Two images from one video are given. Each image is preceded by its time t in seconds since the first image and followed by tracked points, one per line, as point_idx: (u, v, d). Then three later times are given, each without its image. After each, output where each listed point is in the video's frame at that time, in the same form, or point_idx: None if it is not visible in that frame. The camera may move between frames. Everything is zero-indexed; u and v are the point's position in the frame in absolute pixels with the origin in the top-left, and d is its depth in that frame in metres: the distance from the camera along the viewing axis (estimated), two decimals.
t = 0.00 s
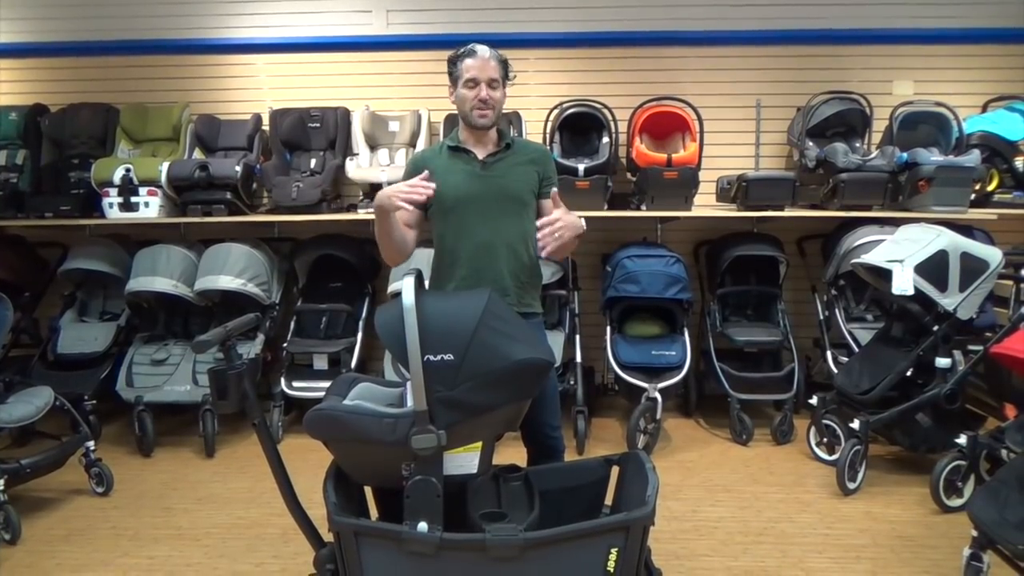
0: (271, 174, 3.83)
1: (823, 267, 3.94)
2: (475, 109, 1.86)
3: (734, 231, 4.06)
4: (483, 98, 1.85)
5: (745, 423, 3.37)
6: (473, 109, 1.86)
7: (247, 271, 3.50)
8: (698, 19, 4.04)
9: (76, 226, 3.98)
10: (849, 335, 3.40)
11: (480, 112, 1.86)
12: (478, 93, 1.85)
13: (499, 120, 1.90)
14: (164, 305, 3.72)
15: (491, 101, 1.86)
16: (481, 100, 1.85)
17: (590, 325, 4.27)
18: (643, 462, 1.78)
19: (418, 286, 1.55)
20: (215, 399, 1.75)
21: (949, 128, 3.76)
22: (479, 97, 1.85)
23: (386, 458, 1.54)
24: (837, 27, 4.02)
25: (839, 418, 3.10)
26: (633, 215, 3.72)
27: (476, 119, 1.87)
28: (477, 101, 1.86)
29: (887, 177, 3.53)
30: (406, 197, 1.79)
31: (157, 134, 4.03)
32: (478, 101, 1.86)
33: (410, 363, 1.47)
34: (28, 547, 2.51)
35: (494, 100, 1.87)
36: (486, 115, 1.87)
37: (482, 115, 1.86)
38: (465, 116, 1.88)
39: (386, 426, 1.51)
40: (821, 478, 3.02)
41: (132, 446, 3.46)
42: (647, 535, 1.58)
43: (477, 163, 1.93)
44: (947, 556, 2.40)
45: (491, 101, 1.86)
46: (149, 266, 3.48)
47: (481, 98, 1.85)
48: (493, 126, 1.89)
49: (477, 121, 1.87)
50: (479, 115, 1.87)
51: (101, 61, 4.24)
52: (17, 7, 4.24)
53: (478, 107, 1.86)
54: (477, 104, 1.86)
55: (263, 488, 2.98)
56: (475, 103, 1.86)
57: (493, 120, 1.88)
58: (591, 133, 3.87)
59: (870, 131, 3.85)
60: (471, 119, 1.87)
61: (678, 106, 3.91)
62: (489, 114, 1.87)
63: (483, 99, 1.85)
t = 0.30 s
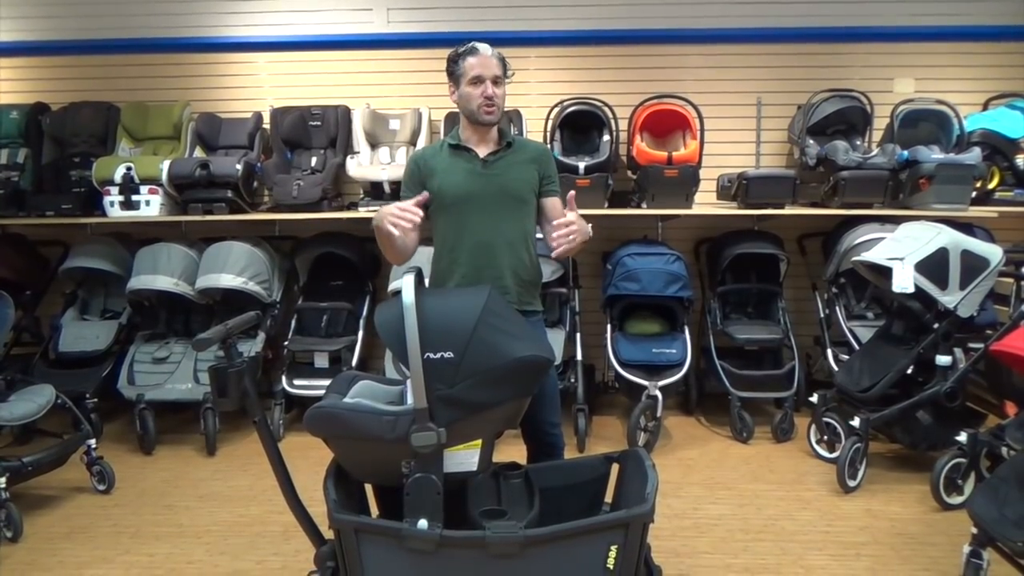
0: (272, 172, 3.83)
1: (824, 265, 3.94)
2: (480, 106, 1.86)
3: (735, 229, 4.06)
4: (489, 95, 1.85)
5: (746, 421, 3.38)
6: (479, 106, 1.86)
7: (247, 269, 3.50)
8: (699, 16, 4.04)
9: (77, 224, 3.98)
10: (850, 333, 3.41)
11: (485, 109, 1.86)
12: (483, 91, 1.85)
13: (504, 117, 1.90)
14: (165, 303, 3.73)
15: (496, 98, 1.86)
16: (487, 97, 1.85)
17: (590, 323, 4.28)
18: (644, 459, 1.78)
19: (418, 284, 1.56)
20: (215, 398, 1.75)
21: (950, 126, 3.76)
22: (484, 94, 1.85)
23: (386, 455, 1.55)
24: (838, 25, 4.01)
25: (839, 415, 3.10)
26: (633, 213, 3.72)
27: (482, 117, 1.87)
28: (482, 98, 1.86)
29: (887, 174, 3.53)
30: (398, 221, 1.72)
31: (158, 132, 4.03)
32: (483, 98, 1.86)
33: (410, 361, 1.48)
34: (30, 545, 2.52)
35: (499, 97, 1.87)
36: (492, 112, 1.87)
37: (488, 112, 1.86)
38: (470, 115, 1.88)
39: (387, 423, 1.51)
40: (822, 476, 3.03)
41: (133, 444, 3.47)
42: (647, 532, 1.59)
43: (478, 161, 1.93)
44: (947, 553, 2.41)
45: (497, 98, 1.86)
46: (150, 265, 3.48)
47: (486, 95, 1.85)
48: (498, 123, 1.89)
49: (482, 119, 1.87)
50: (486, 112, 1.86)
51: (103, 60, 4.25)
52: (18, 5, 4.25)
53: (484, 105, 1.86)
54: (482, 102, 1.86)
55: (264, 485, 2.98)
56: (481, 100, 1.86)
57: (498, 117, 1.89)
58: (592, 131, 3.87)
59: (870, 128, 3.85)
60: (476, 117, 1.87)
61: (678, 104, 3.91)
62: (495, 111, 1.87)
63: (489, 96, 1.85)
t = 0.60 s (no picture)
0: (272, 171, 3.84)
1: (824, 262, 3.94)
2: (482, 105, 1.86)
3: (735, 226, 4.07)
4: (490, 94, 1.85)
5: (747, 418, 3.38)
6: (480, 106, 1.86)
7: (248, 269, 3.51)
8: (698, 14, 4.04)
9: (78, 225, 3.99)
10: (850, 330, 3.41)
11: (487, 109, 1.86)
12: (485, 90, 1.85)
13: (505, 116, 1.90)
14: (166, 303, 3.73)
15: (498, 97, 1.87)
16: (488, 96, 1.86)
17: (591, 321, 4.28)
18: (644, 457, 1.79)
19: (418, 283, 1.56)
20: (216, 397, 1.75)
21: (949, 122, 3.75)
22: (486, 94, 1.85)
23: (387, 454, 1.55)
24: (837, 21, 4.01)
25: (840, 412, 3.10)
26: (633, 211, 3.72)
27: (483, 117, 1.87)
28: (484, 97, 1.86)
29: (887, 171, 3.53)
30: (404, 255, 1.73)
31: (158, 133, 4.04)
32: (485, 98, 1.86)
33: (410, 360, 1.48)
34: (32, 545, 2.53)
35: (500, 96, 1.87)
36: (493, 111, 1.87)
37: (490, 112, 1.86)
38: (472, 114, 1.88)
39: (387, 422, 1.51)
40: (822, 473, 3.03)
41: (135, 443, 3.48)
42: (647, 529, 1.59)
43: (479, 160, 1.93)
44: (947, 550, 2.41)
45: (498, 97, 1.87)
46: (151, 265, 3.49)
47: (488, 94, 1.85)
48: (499, 122, 1.89)
49: (484, 118, 1.87)
50: (487, 111, 1.87)
51: (103, 60, 4.25)
52: (18, 6, 4.25)
53: (485, 104, 1.86)
54: (484, 101, 1.86)
55: (266, 484, 2.99)
56: (482, 100, 1.86)
57: (500, 116, 1.89)
58: (592, 129, 3.88)
59: (870, 125, 3.85)
60: (478, 117, 1.87)
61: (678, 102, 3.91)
62: (496, 110, 1.88)
63: (490, 95, 1.86)
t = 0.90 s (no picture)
0: (274, 170, 3.84)
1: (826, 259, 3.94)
2: (481, 104, 1.86)
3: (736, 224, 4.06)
4: (489, 92, 1.85)
5: (748, 415, 3.38)
6: (479, 104, 1.87)
7: (250, 267, 3.51)
8: (699, 11, 4.03)
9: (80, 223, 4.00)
10: (851, 327, 3.41)
11: (486, 108, 1.87)
12: (484, 89, 1.85)
13: (504, 115, 1.90)
14: (168, 301, 3.74)
15: (497, 96, 1.87)
16: (487, 95, 1.86)
17: (592, 319, 4.28)
18: (645, 455, 1.79)
19: (419, 282, 1.56)
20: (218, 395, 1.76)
21: (951, 118, 3.76)
22: (485, 92, 1.85)
23: (388, 452, 1.56)
24: (839, 18, 4.00)
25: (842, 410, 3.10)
26: (634, 209, 3.72)
27: (482, 116, 1.88)
28: (483, 96, 1.86)
29: (889, 167, 3.53)
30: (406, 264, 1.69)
31: (160, 131, 4.04)
32: (484, 97, 1.86)
33: (411, 358, 1.49)
34: (35, 542, 2.54)
35: (499, 95, 1.87)
36: (492, 110, 1.88)
37: (489, 110, 1.87)
38: (471, 113, 1.88)
39: (388, 420, 1.52)
40: (823, 470, 3.03)
41: (137, 441, 3.49)
42: (648, 527, 1.59)
43: (480, 159, 1.93)
44: (949, 547, 2.41)
45: (497, 96, 1.87)
46: (153, 263, 3.49)
47: (487, 94, 1.85)
48: (498, 120, 1.90)
49: (483, 117, 1.88)
50: (486, 109, 1.87)
51: (104, 58, 4.25)
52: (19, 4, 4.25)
53: (485, 103, 1.86)
54: (483, 100, 1.86)
55: (268, 482, 3.00)
56: (481, 99, 1.86)
57: (499, 115, 1.89)
58: (593, 127, 3.87)
59: (872, 122, 3.85)
60: (477, 116, 1.88)
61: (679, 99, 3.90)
62: (495, 109, 1.88)
63: (489, 94, 1.86)
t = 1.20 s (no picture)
0: (276, 168, 3.84)
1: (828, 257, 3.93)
2: (481, 103, 1.86)
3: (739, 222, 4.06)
4: (489, 91, 1.85)
5: (750, 414, 3.38)
6: (480, 103, 1.86)
7: (252, 265, 3.51)
8: (702, 9, 4.02)
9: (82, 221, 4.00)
10: (854, 326, 3.40)
11: (486, 106, 1.86)
12: (485, 87, 1.85)
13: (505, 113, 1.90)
14: (170, 299, 3.74)
15: (498, 94, 1.86)
16: (488, 93, 1.85)
17: (594, 318, 4.28)
18: (646, 453, 1.79)
19: (421, 280, 1.56)
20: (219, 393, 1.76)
21: (954, 117, 3.75)
22: (485, 91, 1.85)
23: (390, 450, 1.56)
24: (842, 16, 3.99)
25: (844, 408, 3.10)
26: (637, 207, 3.71)
27: (483, 114, 1.87)
28: (483, 94, 1.86)
29: (892, 166, 3.52)
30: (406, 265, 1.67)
31: (162, 129, 4.04)
32: (484, 95, 1.86)
33: (413, 356, 1.49)
34: (38, 540, 2.55)
35: (500, 93, 1.86)
36: (493, 108, 1.87)
37: (489, 109, 1.87)
38: (472, 111, 1.88)
39: (390, 418, 1.52)
40: (825, 469, 3.03)
41: (139, 439, 3.49)
42: (649, 526, 1.59)
43: (482, 157, 1.93)
44: (951, 546, 2.40)
45: (498, 95, 1.86)
46: (155, 261, 3.50)
47: (487, 92, 1.85)
48: (498, 119, 1.89)
49: (484, 115, 1.87)
50: (486, 108, 1.87)
51: (106, 56, 4.26)
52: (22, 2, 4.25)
53: (485, 101, 1.86)
54: (483, 98, 1.86)
55: (270, 480, 3.00)
56: (482, 97, 1.86)
57: (499, 113, 1.89)
58: (595, 125, 3.87)
59: (874, 120, 3.84)
60: (478, 114, 1.88)
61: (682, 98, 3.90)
62: (496, 107, 1.87)
63: (489, 93, 1.85)
